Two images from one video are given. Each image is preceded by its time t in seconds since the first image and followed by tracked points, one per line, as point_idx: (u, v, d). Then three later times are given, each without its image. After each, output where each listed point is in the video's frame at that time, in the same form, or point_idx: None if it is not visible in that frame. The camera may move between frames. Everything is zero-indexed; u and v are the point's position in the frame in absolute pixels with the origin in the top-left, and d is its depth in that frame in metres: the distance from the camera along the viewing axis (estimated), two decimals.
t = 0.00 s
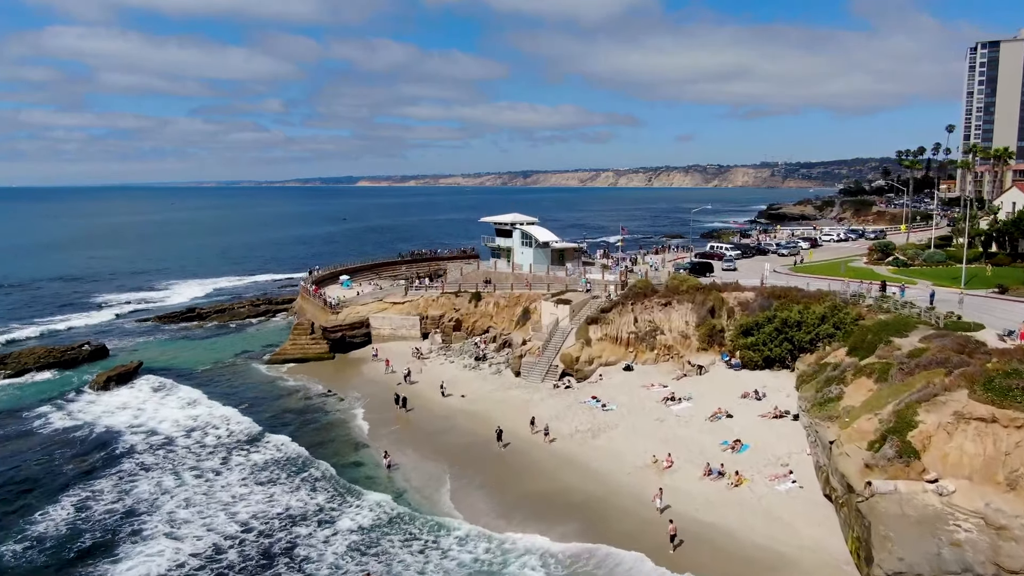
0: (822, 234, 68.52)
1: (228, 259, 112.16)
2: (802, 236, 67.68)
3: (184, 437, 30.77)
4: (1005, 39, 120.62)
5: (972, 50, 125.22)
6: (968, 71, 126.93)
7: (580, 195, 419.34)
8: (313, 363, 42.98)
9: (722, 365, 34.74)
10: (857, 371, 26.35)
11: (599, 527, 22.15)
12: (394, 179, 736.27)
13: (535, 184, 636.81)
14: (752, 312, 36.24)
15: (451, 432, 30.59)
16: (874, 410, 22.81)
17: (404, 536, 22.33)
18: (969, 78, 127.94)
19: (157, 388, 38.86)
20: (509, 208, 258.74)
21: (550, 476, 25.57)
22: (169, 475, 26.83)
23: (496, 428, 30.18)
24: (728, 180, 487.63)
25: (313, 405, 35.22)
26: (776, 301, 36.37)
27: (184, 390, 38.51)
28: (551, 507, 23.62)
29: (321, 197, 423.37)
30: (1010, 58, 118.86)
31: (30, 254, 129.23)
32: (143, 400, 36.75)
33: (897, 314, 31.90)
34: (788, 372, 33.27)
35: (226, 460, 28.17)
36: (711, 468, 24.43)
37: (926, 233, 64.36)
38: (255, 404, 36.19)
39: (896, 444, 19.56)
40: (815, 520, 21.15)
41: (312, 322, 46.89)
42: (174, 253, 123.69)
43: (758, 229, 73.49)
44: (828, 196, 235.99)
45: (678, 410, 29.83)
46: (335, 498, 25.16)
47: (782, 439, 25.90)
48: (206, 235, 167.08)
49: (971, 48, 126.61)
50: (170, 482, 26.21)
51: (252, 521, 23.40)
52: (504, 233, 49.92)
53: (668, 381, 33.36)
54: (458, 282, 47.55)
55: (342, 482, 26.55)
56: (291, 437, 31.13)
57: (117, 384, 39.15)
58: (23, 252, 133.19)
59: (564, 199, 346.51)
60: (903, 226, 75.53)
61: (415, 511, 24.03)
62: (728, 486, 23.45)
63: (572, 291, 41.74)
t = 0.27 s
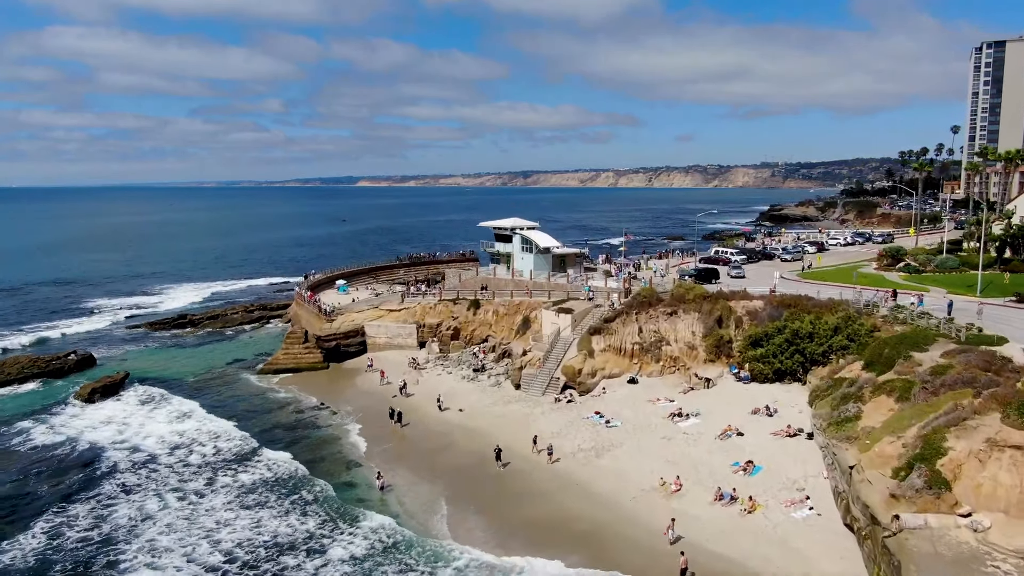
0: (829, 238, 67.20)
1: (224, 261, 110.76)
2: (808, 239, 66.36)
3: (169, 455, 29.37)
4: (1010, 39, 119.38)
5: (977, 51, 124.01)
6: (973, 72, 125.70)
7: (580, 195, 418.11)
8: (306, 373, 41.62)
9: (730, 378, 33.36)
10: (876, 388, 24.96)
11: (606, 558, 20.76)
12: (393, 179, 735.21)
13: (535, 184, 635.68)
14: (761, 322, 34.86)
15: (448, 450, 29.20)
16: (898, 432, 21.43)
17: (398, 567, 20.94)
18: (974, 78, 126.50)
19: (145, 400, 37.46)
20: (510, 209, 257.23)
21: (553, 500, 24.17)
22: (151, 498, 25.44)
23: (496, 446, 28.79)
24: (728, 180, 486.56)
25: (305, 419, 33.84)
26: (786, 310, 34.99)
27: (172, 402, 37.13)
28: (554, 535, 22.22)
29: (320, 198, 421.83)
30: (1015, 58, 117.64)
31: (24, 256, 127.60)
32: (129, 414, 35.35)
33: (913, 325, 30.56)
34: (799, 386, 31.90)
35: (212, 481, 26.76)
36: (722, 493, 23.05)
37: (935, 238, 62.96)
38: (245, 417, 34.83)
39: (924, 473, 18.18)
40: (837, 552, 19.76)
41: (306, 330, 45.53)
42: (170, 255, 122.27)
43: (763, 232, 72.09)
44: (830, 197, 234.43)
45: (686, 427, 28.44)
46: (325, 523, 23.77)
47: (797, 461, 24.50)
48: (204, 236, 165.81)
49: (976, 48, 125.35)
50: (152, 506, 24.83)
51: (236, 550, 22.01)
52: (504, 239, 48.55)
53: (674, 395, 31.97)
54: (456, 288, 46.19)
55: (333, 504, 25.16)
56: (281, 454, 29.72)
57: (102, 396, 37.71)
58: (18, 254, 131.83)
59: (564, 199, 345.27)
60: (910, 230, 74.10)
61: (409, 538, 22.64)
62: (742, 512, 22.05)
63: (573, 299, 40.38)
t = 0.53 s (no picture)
0: (834, 242, 66.07)
1: (221, 263, 109.53)
2: (813, 243, 65.20)
3: (155, 474, 28.15)
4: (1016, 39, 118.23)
5: (981, 51, 122.90)
6: (977, 72, 124.53)
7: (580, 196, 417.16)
8: (300, 383, 40.40)
9: (738, 391, 32.14)
10: (893, 406, 23.73)
11: None
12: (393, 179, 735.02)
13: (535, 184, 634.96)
14: (769, 332, 33.63)
15: (445, 468, 27.98)
16: (920, 456, 20.23)
17: None
18: (978, 79, 125.22)
19: (134, 413, 36.25)
20: (510, 210, 255.97)
21: (556, 525, 22.95)
22: (134, 521, 24.29)
23: (495, 465, 27.56)
24: (728, 180, 486.24)
25: (297, 435, 32.62)
26: (795, 320, 33.77)
27: (161, 414, 35.93)
28: (557, 562, 21.02)
29: (320, 198, 420.54)
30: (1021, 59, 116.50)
31: (19, 259, 126.32)
32: (115, 428, 34.14)
33: (929, 337, 29.35)
34: (810, 400, 30.71)
35: (198, 502, 25.57)
36: (733, 518, 21.85)
37: (943, 242, 61.72)
38: (235, 431, 33.64)
39: (953, 505, 17.00)
40: None
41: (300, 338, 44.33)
42: (166, 257, 121.08)
43: (767, 236, 70.83)
44: (832, 197, 233.09)
45: (693, 444, 27.24)
46: (316, 548, 22.59)
47: (812, 484, 23.26)
48: (202, 237, 164.81)
49: (981, 49, 124.21)
50: (135, 531, 23.66)
51: None
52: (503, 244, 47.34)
53: (680, 409, 30.77)
54: (455, 295, 44.99)
55: (324, 528, 23.96)
56: (272, 472, 28.50)
57: (88, 408, 36.51)
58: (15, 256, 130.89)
59: (565, 200, 344.09)
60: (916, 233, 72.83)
61: (403, 565, 21.46)
62: (755, 539, 20.85)
63: (575, 307, 39.18)
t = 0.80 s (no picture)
0: (841, 248, 64.61)
1: (216, 266, 107.90)
2: (820, 249, 63.75)
3: (135, 501, 26.59)
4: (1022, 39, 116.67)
5: (988, 51, 121.32)
6: (983, 73, 122.95)
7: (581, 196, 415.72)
8: (291, 398, 38.88)
9: (749, 411, 30.59)
10: (919, 434, 22.20)
11: None
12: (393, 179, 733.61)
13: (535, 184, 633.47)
14: (781, 348, 32.12)
15: (441, 494, 26.42)
16: (954, 494, 18.66)
17: None
18: (984, 80, 123.71)
19: (117, 432, 34.67)
20: (511, 211, 254.40)
21: (559, 563, 21.38)
22: (109, 557, 22.72)
23: (495, 492, 26.00)
24: (729, 180, 484.75)
25: (286, 456, 31.09)
26: (809, 335, 32.25)
27: (146, 433, 34.37)
28: None
29: (319, 199, 418.87)
30: None
31: (12, 261, 124.65)
32: (97, 448, 32.59)
33: (952, 355, 27.85)
34: (825, 420, 29.23)
35: (178, 535, 24.00)
36: (750, 556, 20.29)
37: (953, 248, 60.18)
38: (222, 451, 32.10)
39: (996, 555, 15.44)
40: None
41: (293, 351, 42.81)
42: (161, 260, 119.45)
43: (772, 241, 69.34)
44: (835, 198, 231.60)
45: (704, 470, 25.71)
46: None
47: (833, 518, 21.71)
48: (199, 239, 163.28)
49: (987, 49, 122.62)
50: (109, 568, 22.09)
51: None
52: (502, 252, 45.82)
53: (689, 430, 29.24)
54: (452, 306, 43.47)
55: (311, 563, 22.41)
56: (258, 498, 26.93)
57: (70, 423, 35.15)
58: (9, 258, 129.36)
59: (565, 200, 342.53)
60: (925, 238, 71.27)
61: None
62: None
63: (577, 320, 37.64)
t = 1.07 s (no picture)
0: (847, 253, 63.49)
1: (213, 269, 106.71)
2: (824, 255, 62.66)
3: (118, 528, 25.39)
4: None
5: (993, 52, 120.14)
6: (988, 73, 121.75)
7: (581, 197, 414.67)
8: (284, 412, 37.70)
9: (759, 430, 29.40)
10: (942, 461, 21.00)
11: None
12: (393, 179, 732.89)
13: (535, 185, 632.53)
14: (791, 363, 30.94)
15: (437, 520, 25.20)
16: (984, 531, 17.46)
17: None
18: (989, 81, 122.50)
19: (103, 449, 33.42)
20: (511, 212, 253.14)
21: None
22: None
23: (494, 518, 24.78)
24: (729, 180, 483.76)
25: (277, 475, 29.89)
26: (820, 349, 31.07)
27: (133, 450, 33.17)
28: None
29: (318, 199, 417.62)
30: None
31: (6, 265, 123.23)
32: (81, 467, 31.38)
33: (971, 372, 26.66)
34: (838, 439, 28.04)
35: (161, 566, 22.79)
36: None
37: (961, 254, 59.03)
38: (210, 470, 30.88)
39: None
40: None
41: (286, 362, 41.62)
42: (157, 263, 118.14)
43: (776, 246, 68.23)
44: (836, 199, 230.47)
45: (713, 495, 24.51)
46: None
47: (852, 551, 20.51)
48: (197, 241, 162.10)
49: (992, 49, 121.44)
50: None
51: None
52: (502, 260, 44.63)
53: (696, 450, 28.05)
54: (450, 316, 42.30)
55: None
56: (247, 523, 25.72)
57: (54, 438, 34.11)
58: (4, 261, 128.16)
59: (565, 201, 341.43)
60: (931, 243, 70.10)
61: None
62: None
63: (579, 331, 36.45)
